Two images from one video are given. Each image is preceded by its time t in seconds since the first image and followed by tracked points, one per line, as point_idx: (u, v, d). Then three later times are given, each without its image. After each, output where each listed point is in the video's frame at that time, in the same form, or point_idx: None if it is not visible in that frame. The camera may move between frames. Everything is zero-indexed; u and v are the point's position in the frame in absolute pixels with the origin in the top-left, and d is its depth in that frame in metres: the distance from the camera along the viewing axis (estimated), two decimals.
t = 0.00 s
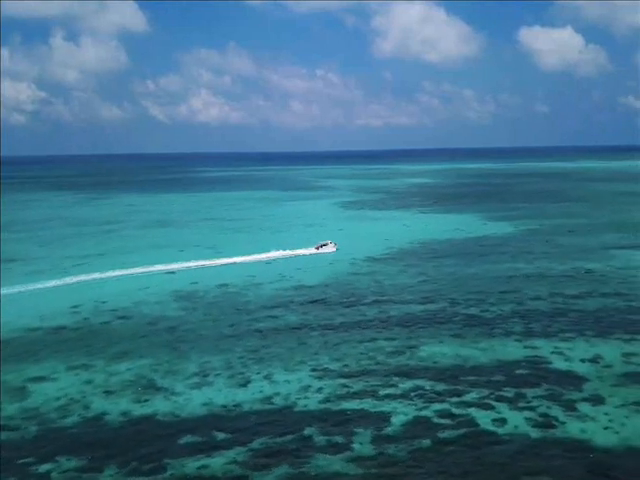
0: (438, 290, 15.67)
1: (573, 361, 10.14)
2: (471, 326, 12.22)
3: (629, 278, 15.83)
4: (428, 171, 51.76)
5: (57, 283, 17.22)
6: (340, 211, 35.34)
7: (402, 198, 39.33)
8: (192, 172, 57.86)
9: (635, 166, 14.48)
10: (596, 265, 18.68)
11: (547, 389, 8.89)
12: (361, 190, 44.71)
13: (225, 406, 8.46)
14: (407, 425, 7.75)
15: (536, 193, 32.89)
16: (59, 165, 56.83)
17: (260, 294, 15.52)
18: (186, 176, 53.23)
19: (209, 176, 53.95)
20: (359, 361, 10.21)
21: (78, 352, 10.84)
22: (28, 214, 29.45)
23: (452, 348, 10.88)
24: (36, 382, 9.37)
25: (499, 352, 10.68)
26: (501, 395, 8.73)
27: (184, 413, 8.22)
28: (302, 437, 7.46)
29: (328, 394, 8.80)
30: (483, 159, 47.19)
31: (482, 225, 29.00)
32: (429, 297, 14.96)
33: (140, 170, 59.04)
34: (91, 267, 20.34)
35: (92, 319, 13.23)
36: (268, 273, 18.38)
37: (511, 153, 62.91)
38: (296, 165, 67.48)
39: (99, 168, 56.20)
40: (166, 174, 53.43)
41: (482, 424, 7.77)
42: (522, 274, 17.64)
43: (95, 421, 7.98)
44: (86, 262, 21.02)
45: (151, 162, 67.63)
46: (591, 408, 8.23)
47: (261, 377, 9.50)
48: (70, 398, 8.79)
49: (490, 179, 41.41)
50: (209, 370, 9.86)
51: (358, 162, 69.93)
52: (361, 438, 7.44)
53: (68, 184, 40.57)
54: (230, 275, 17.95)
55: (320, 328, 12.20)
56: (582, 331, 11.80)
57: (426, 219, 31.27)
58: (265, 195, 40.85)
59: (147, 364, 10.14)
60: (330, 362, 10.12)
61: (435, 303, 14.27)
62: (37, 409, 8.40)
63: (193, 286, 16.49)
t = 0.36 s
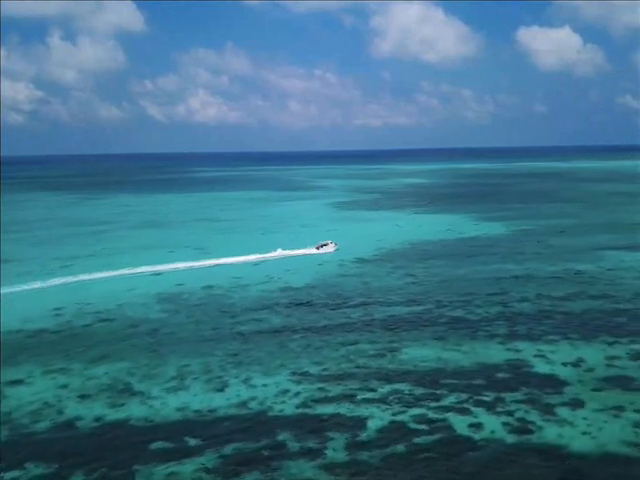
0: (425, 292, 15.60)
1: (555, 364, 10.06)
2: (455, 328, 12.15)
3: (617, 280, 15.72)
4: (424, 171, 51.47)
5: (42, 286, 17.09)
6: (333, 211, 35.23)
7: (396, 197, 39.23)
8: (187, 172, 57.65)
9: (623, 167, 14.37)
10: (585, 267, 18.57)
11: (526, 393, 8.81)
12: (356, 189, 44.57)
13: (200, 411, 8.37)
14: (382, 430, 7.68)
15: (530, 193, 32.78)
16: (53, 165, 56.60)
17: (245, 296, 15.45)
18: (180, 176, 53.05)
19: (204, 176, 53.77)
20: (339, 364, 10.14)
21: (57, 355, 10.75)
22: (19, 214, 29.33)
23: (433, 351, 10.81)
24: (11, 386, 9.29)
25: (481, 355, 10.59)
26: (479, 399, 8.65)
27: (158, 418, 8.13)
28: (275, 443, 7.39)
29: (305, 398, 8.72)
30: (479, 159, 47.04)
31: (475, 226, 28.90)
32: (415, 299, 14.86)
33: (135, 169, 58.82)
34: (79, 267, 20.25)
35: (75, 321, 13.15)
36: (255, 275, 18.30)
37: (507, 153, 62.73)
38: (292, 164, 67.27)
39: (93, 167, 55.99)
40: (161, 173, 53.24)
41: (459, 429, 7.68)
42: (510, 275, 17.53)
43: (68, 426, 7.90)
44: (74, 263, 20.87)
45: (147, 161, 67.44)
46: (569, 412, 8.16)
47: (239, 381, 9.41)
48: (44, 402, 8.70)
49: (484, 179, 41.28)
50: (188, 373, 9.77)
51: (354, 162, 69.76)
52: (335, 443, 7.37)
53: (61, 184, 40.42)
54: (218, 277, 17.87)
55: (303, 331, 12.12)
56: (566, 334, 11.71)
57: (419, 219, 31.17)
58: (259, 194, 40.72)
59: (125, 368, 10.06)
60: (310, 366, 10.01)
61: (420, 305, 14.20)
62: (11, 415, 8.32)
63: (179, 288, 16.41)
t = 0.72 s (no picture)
0: (411, 293, 15.50)
1: (537, 367, 9.97)
2: (438, 331, 12.06)
3: (605, 281, 15.61)
4: (420, 171, 51.14)
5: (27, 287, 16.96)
6: (326, 210, 35.06)
7: (390, 197, 39.06)
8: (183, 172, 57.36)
9: (615, 168, 14.27)
10: (575, 268, 18.44)
11: (505, 397, 8.72)
12: (352, 189, 44.35)
13: (174, 416, 8.28)
14: (357, 436, 7.58)
15: (525, 193, 32.61)
16: (48, 165, 56.27)
17: (230, 297, 15.35)
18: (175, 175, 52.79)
19: (199, 176, 53.52)
20: (319, 367, 10.05)
21: (35, 359, 10.64)
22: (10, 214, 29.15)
23: (414, 354, 10.72)
24: None
25: (462, 358, 10.50)
26: (457, 403, 8.56)
27: (130, 424, 8.04)
28: (246, 450, 7.30)
29: (281, 403, 8.62)
30: (476, 161, 46.79)
31: (468, 226, 28.76)
32: (401, 301, 14.76)
33: (130, 169, 58.49)
34: (67, 268, 20.12)
35: (56, 323, 13.04)
36: (243, 276, 18.20)
37: (504, 153, 62.44)
38: (288, 164, 66.95)
39: (89, 167, 55.72)
40: (156, 173, 52.99)
41: (433, 434, 7.60)
42: (498, 277, 17.41)
43: (39, 433, 7.82)
44: (61, 263, 20.72)
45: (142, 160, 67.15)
46: (546, 417, 8.07)
47: (216, 386, 9.32)
48: (17, 407, 8.61)
49: (480, 180, 41.10)
50: (165, 378, 9.67)
51: (351, 162, 69.49)
52: (308, 450, 7.28)
53: (54, 184, 40.24)
54: (205, 278, 17.77)
55: (285, 333, 12.02)
56: (549, 337, 11.62)
57: (413, 218, 31.03)
58: (254, 194, 40.53)
59: (102, 371, 9.95)
60: (289, 369, 9.92)
61: (406, 307, 14.10)
62: None
63: (164, 290, 16.30)
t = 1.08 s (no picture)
0: (399, 295, 15.43)
1: (519, 370, 9.91)
2: (423, 333, 11.99)
3: (593, 283, 15.54)
4: (415, 170, 50.97)
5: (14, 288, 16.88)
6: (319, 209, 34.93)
7: (384, 195, 38.94)
8: (177, 171, 57.13)
9: (614, 168, 14.11)
10: (564, 269, 18.35)
11: (485, 401, 8.66)
12: (346, 187, 44.18)
13: (151, 421, 8.21)
14: (333, 441, 7.52)
15: (519, 192, 32.50)
16: (41, 164, 56.00)
17: (216, 298, 15.27)
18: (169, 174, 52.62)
19: (193, 174, 53.33)
20: (300, 370, 9.97)
21: (15, 363, 10.57)
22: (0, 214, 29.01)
23: (397, 357, 10.65)
24: None
25: (446, 361, 10.44)
26: (437, 408, 8.49)
27: (106, 429, 7.97)
28: (221, 455, 7.25)
29: (259, 407, 8.55)
30: (470, 161, 46.63)
31: (460, 226, 28.67)
32: (387, 303, 14.68)
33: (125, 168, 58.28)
34: (55, 269, 20.03)
35: (39, 326, 12.96)
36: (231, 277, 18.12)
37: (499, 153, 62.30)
38: (283, 164, 66.73)
39: (83, 165, 55.51)
40: (149, 172, 52.80)
41: (411, 439, 7.53)
42: (487, 278, 17.33)
43: (13, 440, 7.76)
44: (49, 263, 20.60)
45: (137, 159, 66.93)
46: (526, 421, 8.01)
47: (196, 389, 9.24)
48: None
49: (474, 179, 40.98)
50: (144, 382, 9.60)
51: (346, 161, 69.33)
52: (283, 456, 7.23)
53: (47, 183, 40.08)
54: (192, 279, 17.69)
55: (269, 336, 11.94)
56: (534, 338, 11.55)
57: (405, 218, 30.93)
58: (247, 193, 40.39)
59: (82, 375, 9.88)
60: (270, 372, 9.84)
61: (392, 309, 14.03)
62: None
63: (152, 292, 16.23)
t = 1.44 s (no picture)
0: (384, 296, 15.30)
1: (500, 374, 9.80)
2: (405, 336, 11.87)
3: (580, 285, 15.37)
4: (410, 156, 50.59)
5: None
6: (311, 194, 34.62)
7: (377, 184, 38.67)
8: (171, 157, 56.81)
9: (611, 167, 13.85)
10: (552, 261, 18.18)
11: (462, 406, 8.56)
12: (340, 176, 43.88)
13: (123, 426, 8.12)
14: (305, 448, 7.44)
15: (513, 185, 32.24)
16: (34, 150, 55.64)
17: (200, 300, 15.16)
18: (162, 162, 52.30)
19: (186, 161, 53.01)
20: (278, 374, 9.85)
21: None
22: None
23: (377, 361, 10.54)
24: None
25: (426, 365, 10.32)
26: (413, 412, 8.40)
27: (77, 435, 7.88)
28: (190, 463, 7.20)
29: (234, 412, 8.45)
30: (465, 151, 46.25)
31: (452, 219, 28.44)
32: (371, 306, 14.57)
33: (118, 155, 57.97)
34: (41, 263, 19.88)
35: (19, 330, 12.85)
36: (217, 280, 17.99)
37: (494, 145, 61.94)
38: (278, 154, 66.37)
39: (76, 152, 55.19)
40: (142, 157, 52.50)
41: (384, 445, 7.45)
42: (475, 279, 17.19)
43: None
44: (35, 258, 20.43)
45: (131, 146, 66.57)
46: (502, 426, 7.92)
47: (171, 394, 9.14)
48: None
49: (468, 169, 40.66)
50: (120, 387, 9.50)
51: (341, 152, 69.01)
52: (253, 465, 7.19)
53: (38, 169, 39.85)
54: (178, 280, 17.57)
55: (249, 339, 11.82)
56: (516, 342, 11.43)
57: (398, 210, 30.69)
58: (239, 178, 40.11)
59: (57, 380, 9.79)
60: (247, 376, 9.71)
61: (376, 311, 13.91)
62: None
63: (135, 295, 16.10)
